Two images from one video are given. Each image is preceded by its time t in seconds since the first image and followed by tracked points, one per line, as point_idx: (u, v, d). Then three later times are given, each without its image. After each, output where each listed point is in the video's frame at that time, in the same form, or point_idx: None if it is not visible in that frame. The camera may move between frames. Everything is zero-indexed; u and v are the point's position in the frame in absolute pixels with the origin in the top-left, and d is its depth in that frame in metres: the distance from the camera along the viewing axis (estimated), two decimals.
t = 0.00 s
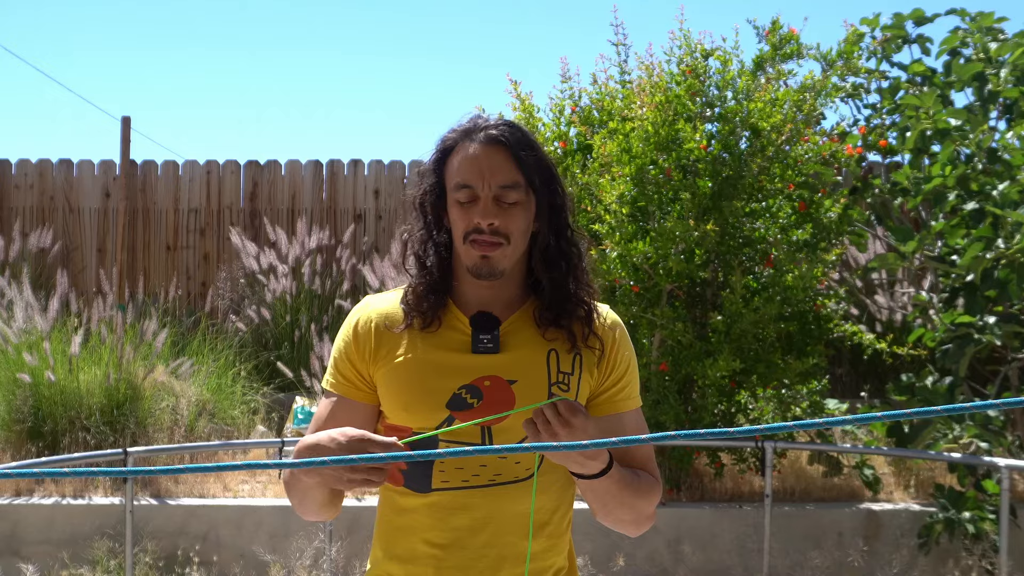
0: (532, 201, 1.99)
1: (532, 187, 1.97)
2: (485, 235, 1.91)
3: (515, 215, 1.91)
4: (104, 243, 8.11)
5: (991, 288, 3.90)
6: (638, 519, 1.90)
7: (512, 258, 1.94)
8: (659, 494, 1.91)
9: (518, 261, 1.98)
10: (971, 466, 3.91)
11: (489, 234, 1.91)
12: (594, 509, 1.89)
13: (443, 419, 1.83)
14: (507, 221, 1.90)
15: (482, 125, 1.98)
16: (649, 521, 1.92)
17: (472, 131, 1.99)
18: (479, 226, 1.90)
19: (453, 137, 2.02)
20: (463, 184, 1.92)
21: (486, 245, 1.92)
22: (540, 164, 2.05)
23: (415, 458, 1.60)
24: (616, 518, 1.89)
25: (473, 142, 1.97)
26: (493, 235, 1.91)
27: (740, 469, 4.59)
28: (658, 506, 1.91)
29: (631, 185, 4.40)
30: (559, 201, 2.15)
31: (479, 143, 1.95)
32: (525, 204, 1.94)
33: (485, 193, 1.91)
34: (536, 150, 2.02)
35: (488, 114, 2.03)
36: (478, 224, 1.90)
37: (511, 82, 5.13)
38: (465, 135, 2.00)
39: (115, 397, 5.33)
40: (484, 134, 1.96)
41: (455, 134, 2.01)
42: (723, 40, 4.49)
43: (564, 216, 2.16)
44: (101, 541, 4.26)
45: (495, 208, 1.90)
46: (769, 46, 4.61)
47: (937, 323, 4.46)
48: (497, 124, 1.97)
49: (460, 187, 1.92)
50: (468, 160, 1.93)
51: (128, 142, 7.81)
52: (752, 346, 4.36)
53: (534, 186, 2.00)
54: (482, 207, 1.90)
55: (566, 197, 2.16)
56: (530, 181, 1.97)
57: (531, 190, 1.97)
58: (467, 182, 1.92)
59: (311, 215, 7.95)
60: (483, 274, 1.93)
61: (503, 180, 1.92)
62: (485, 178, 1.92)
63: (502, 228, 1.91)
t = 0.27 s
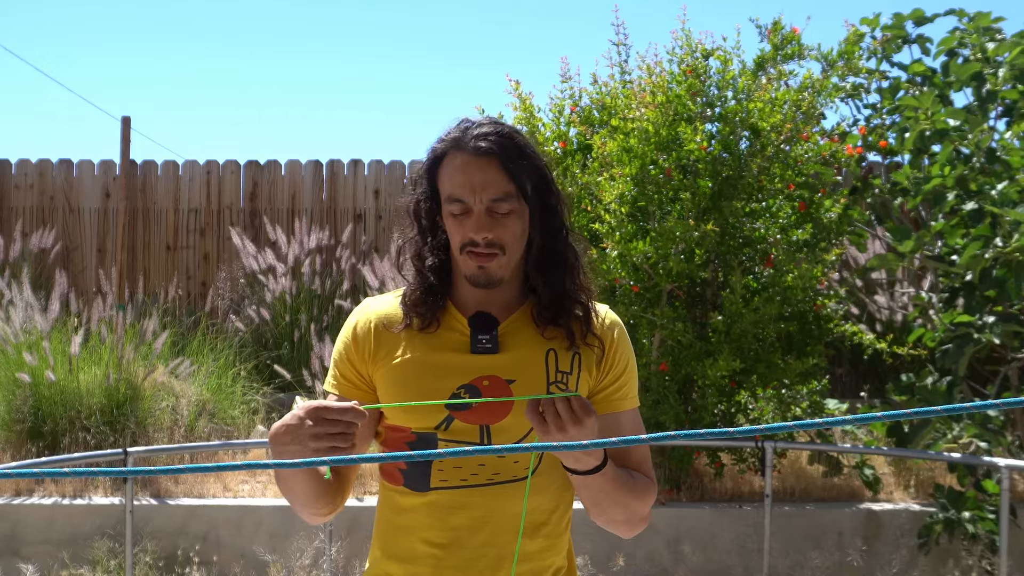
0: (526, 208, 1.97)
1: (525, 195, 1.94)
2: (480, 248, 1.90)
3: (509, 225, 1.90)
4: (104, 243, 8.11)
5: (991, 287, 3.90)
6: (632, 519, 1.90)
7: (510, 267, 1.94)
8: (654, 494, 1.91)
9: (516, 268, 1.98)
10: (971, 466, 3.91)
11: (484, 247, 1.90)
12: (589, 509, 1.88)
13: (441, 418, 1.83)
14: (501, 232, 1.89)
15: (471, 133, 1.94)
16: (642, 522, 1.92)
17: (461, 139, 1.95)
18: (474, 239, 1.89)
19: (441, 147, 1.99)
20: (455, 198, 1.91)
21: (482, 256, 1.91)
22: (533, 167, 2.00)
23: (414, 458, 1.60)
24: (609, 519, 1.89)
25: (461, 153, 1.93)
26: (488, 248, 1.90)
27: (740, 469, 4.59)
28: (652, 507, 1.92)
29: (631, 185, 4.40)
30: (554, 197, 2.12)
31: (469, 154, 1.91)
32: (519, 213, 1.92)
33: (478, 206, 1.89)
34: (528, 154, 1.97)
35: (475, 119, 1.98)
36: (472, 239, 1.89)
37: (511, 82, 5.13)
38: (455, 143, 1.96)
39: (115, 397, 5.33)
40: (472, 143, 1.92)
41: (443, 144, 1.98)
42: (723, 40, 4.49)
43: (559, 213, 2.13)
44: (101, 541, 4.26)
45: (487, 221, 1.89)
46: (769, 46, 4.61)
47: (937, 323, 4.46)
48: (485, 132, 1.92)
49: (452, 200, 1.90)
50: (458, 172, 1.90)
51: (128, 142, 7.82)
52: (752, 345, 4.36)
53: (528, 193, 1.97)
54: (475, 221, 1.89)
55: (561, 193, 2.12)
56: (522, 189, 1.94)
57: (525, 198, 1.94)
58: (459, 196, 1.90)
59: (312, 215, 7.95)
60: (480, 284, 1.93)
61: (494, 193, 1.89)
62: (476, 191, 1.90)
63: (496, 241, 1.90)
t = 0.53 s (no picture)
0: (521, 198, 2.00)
1: (519, 184, 1.98)
2: (480, 236, 1.91)
3: (506, 212, 1.92)
4: (104, 243, 8.11)
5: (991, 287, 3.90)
6: (626, 524, 1.89)
7: (510, 255, 1.94)
8: (650, 500, 1.91)
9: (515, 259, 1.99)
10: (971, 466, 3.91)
11: (484, 235, 1.91)
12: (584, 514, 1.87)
13: (441, 420, 1.82)
14: (499, 219, 1.91)
15: (463, 128, 2.00)
16: (637, 526, 1.92)
17: (454, 134, 2.00)
18: (473, 227, 1.90)
19: (436, 144, 2.04)
20: (452, 188, 1.93)
21: (483, 245, 1.92)
22: (525, 160, 2.05)
23: (415, 457, 1.60)
24: (604, 524, 1.88)
25: (456, 145, 1.98)
26: (489, 235, 1.91)
27: (740, 469, 4.59)
28: (648, 512, 1.92)
29: (631, 185, 4.40)
30: (547, 194, 2.16)
31: (462, 146, 1.96)
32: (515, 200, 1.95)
33: (474, 194, 1.92)
34: (519, 147, 2.03)
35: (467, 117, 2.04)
36: (472, 226, 1.90)
37: (510, 82, 5.12)
38: (448, 140, 2.01)
39: (115, 397, 5.33)
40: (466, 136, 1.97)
41: (438, 140, 2.03)
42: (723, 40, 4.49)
43: (552, 211, 2.17)
44: (101, 541, 4.26)
45: (485, 208, 1.91)
46: (770, 46, 4.61)
47: (937, 323, 4.46)
48: (478, 124, 1.98)
49: (449, 191, 1.93)
50: (453, 164, 1.94)
51: (128, 142, 7.81)
52: (752, 345, 4.36)
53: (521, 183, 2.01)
54: (473, 209, 1.91)
55: (552, 192, 2.17)
56: (516, 178, 1.98)
57: (519, 187, 1.98)
58: (455, 186, 1.93)
59: (312, 215, 7.95)
60: (485, 274, 1.94)
61: (490, 179, 1.93)
62: (471, 180, 1.93)
63: (496, 228, 1.91)
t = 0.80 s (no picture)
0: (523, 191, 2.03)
1: (522, 176, 2.01)
2: (482, 223, 1.92)
3: (509, 201, 1.94)
4: (104, 243, 8.11)
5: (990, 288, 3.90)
6: (626, 525, 1.90)
7: (511, 246, 1.94)
8: (649, 500, 1.91)
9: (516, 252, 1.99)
10: (971, 466, 3.91)
11: (487, 222, 1.92)
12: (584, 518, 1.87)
13: (439, 421, 1.82)
14: (502, 207, 1.93)
15: (467, 123, 2.04)
16: (638, 526, 1.92)
17: (457, 129, 2.04)
18: (475, 215, 1.92)
19: (439, 139, 2.08)
20: (455, 178, 1.96)
21: (485, 233, 1.92)
22: (528, 156, 2.09)
23: (415, 457, 1.60)
24: (603, 527, 1.88)
25: (459, 137, 2.01)
26: (491, 223, 1.92)
27: (740, 469, 4.59)
28: (648, 511, 1.92)
29: (631, 185, 4.40)
30: (548, 192, 2.19)
31: (466, 138, 2.00)
32: (518, 191, 1.98)
33: (477, 183, 1.95)
34: (522, 142, 2.07)
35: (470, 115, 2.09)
36: (475, 213, 1.92)
37: (510, 81, 5.12)
38: (451, 135, 2.05)
39: (114, 397, 5.33)
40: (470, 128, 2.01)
41: (441, 135, 2.07)
42: (723, 40, 4.50)
43: (553, 211, 2.18)
44: (101, 541, 4.26)
45: (488, 196, 1.93)
46: (770, 46, 4.62)
47: (937, 324, 4.46)
48: (482, 119, 2.02)
49: (452, 180, 1.96)
50: (457, 154, 1.97)
51: (128, 142, 7.81)
52: (752, 345, 4.36)
53: (524, 176, 2.03)
54: (476, 197, 1.93)
55: (553, 192, 2.20)
56: (519, 170, 2.01)
57: (522, 178, 2.01)
58: (459, 175, 1.96)
59: (311, 215, 7.95)
60: (484, 263, 1.92)
61: (494, 169, 1.96)
62: (475, 169, 1.96)
63: (499, 215, 1.92)
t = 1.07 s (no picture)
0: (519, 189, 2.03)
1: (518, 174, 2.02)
2: (479, 221, 1.92)
3: (506, 199, 1.95)
4: (104, 243, 8.11)
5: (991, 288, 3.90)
6: (623, 523, 1.88)
7: (507, 245, 1.94)
8: (643, 496, 1.90)
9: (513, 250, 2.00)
10: (971, 466, 3.91)
11: (483, 220, 1.92)
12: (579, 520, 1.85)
13: (438, 422, 1.82)
14: (499, 205, 1.93)
15: (464, 122, 2.04)
16: (637, 522, 1.91)
17: (455, 127, 2.04)
18: (472, 213, 1.92)
19: (435, 137, 2.08)
20: (452, 176, 1.96)
21: (481, 231, 1.93)
22: (524, 155, 2.09)
23: (415, 457, 1.59)
24: (599, 527, 1.87)
25: (456, 136, 2.02)
26: (488, 220, 1.92)
27: (739, 469, 4.59)
28: (645, 506, 1.91)
29: (630, 185, 4.40)
30: (544, 191, 2.20)
31: (463, 137, 2.00)
32: (514, 189, 1.98)
33: (474, 181, 1.95)
34: (519, 142, 2.07)
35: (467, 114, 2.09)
36: (471, 211, 1.92)
37: (509, 81, 5.12)
38: (448, 134, 2.05)
39: (114, 397, 5.33)
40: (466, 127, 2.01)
41: (437, 134, 2.07)
42: (723, 40, 4.49)
43: (548, 211, 2.19)
44: (101, 541, 4.26)
45: (485, 194, 1.94)
46: (770, 46, 4.62)
47: (937, 323, 4.46)
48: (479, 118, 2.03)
49: (449, 178, 1.96)
50: (454, 152, 1.97)
51: (128, 142, 7.81)
52: (752, 345, 4.36)
53: (520, 175, 2.04)
54: (473, 195, 1.94)
55: (549, 191, 2.20)
56: (515, 169, 2.02)
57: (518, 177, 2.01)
58: (456, 173, 1.96)
59: (311, 215, 7.95)
60: (480, 261, 1.92)
61: (490, 167, 1.96)
62: (472, 167, 1.96)
63: (495, 213, 1.93)
